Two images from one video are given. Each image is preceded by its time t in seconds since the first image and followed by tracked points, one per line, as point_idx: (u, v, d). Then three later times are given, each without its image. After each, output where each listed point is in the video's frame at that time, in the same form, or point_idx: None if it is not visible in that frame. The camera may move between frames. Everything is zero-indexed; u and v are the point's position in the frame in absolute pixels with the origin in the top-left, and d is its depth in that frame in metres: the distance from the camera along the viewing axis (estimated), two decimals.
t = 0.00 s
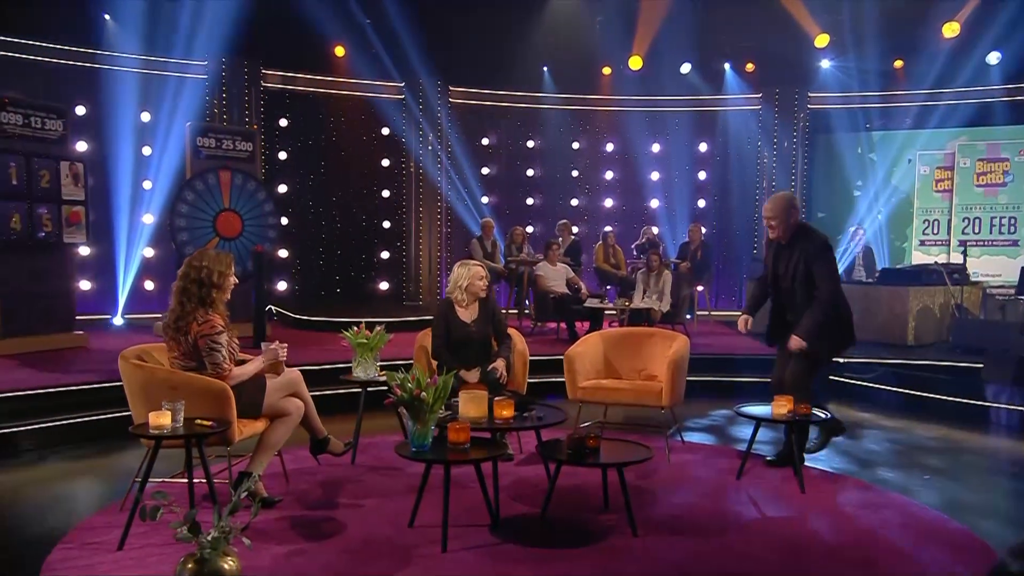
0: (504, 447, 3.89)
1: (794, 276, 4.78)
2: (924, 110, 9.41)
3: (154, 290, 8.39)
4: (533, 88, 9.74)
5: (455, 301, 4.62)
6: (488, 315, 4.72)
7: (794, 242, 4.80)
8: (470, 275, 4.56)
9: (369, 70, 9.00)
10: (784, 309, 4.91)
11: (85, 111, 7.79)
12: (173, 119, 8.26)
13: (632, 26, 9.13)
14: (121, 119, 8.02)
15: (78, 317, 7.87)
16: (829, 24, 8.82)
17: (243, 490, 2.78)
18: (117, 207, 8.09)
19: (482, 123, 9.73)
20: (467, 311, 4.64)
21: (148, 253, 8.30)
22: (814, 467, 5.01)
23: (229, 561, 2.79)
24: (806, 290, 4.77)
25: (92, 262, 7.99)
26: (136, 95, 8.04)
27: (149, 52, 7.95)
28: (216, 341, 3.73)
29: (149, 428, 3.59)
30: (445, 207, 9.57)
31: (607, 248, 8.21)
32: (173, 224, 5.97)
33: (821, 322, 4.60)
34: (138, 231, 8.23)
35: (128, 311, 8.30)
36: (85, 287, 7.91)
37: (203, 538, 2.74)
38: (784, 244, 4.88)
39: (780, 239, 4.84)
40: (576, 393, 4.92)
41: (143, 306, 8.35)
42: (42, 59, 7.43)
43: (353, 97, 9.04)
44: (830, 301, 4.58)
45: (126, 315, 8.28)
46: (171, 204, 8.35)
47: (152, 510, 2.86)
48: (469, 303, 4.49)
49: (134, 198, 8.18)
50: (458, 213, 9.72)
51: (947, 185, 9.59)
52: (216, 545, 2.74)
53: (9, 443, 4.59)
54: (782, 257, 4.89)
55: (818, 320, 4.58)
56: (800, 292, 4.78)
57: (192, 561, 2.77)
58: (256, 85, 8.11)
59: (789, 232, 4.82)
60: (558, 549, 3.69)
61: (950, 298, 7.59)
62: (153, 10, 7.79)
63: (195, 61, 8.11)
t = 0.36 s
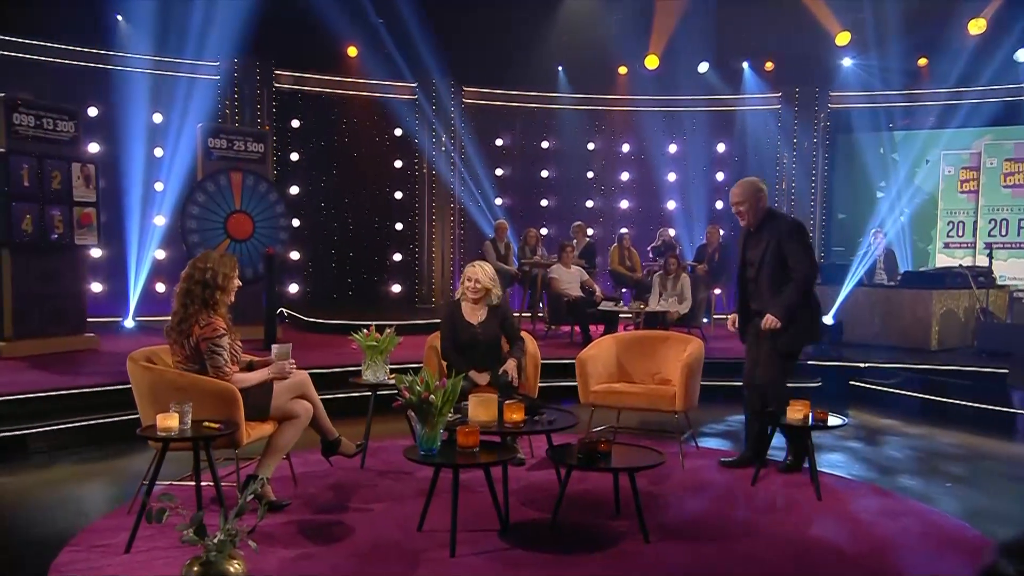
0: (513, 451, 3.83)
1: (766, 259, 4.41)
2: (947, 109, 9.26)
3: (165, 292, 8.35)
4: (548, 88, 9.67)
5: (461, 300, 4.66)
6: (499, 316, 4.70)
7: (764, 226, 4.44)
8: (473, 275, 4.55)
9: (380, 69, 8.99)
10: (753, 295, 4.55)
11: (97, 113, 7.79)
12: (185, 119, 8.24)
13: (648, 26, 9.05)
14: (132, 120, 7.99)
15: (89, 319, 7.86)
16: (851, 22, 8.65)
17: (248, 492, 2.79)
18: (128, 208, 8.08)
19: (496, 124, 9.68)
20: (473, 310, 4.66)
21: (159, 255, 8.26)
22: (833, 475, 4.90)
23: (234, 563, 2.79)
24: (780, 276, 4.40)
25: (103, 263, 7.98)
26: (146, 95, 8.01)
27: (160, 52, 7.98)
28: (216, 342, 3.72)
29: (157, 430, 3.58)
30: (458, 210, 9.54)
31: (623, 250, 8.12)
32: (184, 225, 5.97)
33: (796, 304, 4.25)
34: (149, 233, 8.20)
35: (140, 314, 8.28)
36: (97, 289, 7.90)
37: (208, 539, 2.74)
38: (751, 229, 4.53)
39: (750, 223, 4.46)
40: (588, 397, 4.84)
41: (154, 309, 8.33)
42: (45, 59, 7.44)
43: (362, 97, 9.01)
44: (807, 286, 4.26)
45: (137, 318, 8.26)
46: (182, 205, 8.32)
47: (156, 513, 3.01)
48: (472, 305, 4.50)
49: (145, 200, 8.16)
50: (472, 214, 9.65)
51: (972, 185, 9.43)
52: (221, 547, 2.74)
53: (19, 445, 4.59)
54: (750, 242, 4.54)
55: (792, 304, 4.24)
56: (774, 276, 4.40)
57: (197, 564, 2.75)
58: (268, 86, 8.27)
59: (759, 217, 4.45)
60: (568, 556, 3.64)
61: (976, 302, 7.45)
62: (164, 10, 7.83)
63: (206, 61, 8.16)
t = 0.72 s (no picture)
0: (522, 456, 3.77)
1: (746, 264, 4.19)
2: (969, 107, 8.99)
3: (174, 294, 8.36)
4: (562, 88, 9.60)
5: (468, 303, 4.81)
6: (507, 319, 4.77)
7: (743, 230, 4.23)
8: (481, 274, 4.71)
9: (391, 68, 8.94)
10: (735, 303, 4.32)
11: (107, 114, 7.85)
12: (194, 121, 8.26)
13: (662, 25, 8.94)
14: (142, 122, 8.02)
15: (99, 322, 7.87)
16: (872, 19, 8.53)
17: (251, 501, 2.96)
18: (138, 210, 8.10)
19: (509, 124, 9.60)
20: (480, 312, 4.77)
21: (169, 257, 8.26)
22: (851, 482, 4.79)
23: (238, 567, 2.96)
24: (765, 283, 4.20)
25: (113, 266, 7.99)
26: (156, 96, 8.05)
27: (169, 52, 7.97)
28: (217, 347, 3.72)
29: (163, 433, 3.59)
30: (470, 211, 9.49)
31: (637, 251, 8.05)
32: (193, 227, 6.11)
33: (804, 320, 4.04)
34: (159, 235, 8.21)
35: (149, 316, 8.28)
36: (107, 291, 7.97)
37: (213, 545, 2.90)
38: (726, 234, 4.32)
39: (725, 227, 4.26)
40: (599, 401, 4.74)
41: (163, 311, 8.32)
42: (48, 58, 7.44)
43: (373, 97, 8.97)
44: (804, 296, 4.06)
45: (146, 320, 8.25)
46: (192, 206, 8.32)
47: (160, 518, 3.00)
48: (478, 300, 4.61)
49: (155, 201, 8.17)
50: (484, 215, 9.60)
51: (997, 185, 9.41)
52: (226, 552, 2.91)
53: (26, 448, 4.58)
54: (726, 247, 4.33)
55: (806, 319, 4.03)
56: (759, 284, 4.19)
57: (202, 568, 2.92)
58: (279, 86, 8.32)
59: (734, 221, 4.25)
60: (577, 564, 3.58)
61: (1000, 305, 7.20)
62: (174, 8, 7.78)
63: (216, 61, 8.14)
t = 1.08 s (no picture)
0: (530, 460, 3.70)
1: (722, 286, 4.08)
2: (992, 104, 8.92)
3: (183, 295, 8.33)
4: (575, 86, 9.55)
5: (472, 303, 4.73)
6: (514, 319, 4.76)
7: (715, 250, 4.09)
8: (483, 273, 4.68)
9: (404, 68, 8.95)
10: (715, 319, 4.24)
11: (116, 114, 7.85)
12: (202, 121, 8.26)
13: (677, 23, 8.76)
14: (150, 122, 8.02)
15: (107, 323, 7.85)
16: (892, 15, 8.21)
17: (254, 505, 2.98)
18: (145, 211, 8.08)
19: (521, 123, 9.57)
20: (486, 312, 4.74)
21: (178, 258, 8.25)
22: (868, 488, 4.72)
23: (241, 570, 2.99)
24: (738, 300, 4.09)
25: (121, 267, 7.98)
26: (165, 95, 8.06)
27: (179, 52, 8.00)
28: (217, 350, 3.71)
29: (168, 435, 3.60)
30: (481, 212, 9.43)
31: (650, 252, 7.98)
32: (203, 226, 6.16)
33: (763, 336, 3.92)
34: (167, 236, 8.19)
35: (157, 318, 8.24)
36: (115, 292, 7.95)
37: (217, 549, 2.94)
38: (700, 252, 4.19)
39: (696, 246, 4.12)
40: (610, 405, 4.65)
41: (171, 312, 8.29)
42: (54, 57, 7.44)
43: (386, 95, 8.99)
44: (771, 315, 3.94)
45: (154, 321, 8.23)
46: (200, 207, 8.30)
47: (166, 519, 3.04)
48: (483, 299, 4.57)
49: (163, 201, 8.16)
50: (495, 215, 9.54)
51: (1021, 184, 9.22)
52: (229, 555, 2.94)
53: (31, 450, 4.57)
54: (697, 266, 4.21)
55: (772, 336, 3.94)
56: (732, 301, 4.08)
57: (206, 570, 2.96)
58: (287, 85, 8.19)
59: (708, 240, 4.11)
60: (586, 570, 3.53)
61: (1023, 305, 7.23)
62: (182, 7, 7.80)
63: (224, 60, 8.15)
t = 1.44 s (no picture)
0: (537, 462, 3.61)
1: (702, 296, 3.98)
2: (1014, 98, 8.68)
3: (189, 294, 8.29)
4: (587, 81, 9.45)
5: (481, 304, 4.71)
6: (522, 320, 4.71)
7: (689, 269, 3.94)
8: (488, 274, 4.66)
9: (413, 64, 8.90)
10: (683, 331, 4.12)
11: (123, 111, 7.82)
12: (209, 117, 8.24)
13: (690, 19, 8.63)
14: (156, 119, 7.99)
15: (112, 322, 7.81)
16: (912, 6, 8.11)
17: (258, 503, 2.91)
18: (152, 209, 8.05)
19: (533, 120, 9.47)
20: (493, 312, 4.70)
21: (184, 257, 8.21)
22: (884, 492, 4.64)
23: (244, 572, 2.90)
24: (715, 310, 4.02)
25: (127, 266, 7.96)
26: (171, 91, 8.04)
27: (184, 47, 7.99)
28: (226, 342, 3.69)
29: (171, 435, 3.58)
30: (491, 209, 9.34)
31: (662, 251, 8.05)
32: (209, 224, 6.14)
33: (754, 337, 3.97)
34: (173, 234, 8.16)
35: (163, 316, 8.21)
36: (122, 291, 7.92)
37: (219, 549, 2.85)
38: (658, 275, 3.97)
39: (664, 268, 3.93)
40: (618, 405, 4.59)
41: (176, 312, 8.25)
42: (62, 54, 7.43)
43: (393, 91, 8.91)
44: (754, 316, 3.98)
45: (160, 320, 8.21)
46: (206, 205, 8.27)
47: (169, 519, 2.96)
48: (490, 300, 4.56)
49: (169, 200, 8.13)
50: (506, 213, 9.46)
51: None
52: (231, 555, 2.86)
53: (35, 450, 4.56)
54: (666, 286, 4.01)
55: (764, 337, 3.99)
56: (710, 313, 4.01)
57: (207, 571, 2.88)
58: (296, 83, 7.93)
59: (673, 259, 3.94)
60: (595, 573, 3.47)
61: None
62: (188, 7, 7.90)
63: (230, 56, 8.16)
